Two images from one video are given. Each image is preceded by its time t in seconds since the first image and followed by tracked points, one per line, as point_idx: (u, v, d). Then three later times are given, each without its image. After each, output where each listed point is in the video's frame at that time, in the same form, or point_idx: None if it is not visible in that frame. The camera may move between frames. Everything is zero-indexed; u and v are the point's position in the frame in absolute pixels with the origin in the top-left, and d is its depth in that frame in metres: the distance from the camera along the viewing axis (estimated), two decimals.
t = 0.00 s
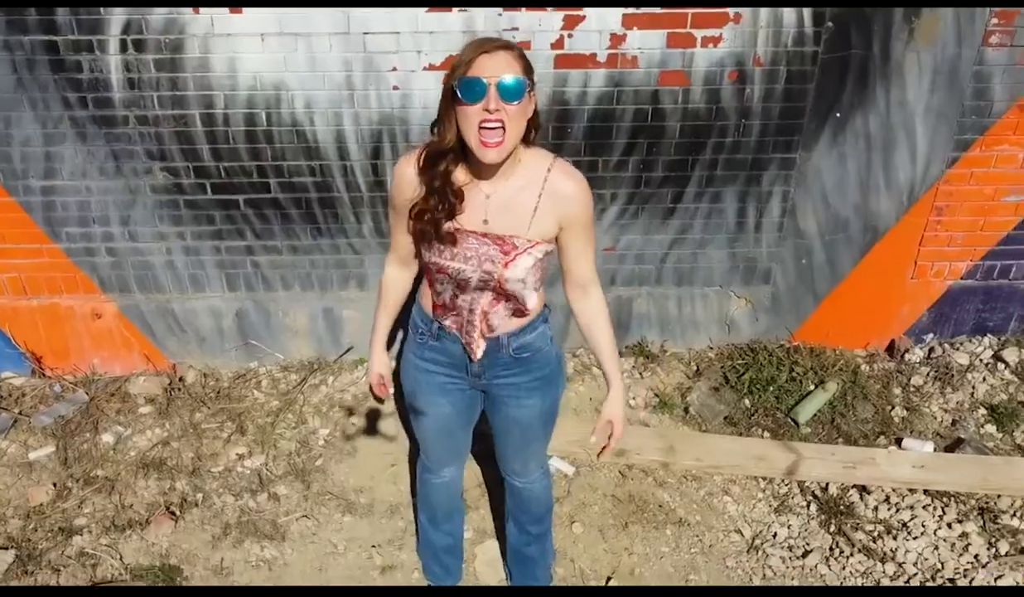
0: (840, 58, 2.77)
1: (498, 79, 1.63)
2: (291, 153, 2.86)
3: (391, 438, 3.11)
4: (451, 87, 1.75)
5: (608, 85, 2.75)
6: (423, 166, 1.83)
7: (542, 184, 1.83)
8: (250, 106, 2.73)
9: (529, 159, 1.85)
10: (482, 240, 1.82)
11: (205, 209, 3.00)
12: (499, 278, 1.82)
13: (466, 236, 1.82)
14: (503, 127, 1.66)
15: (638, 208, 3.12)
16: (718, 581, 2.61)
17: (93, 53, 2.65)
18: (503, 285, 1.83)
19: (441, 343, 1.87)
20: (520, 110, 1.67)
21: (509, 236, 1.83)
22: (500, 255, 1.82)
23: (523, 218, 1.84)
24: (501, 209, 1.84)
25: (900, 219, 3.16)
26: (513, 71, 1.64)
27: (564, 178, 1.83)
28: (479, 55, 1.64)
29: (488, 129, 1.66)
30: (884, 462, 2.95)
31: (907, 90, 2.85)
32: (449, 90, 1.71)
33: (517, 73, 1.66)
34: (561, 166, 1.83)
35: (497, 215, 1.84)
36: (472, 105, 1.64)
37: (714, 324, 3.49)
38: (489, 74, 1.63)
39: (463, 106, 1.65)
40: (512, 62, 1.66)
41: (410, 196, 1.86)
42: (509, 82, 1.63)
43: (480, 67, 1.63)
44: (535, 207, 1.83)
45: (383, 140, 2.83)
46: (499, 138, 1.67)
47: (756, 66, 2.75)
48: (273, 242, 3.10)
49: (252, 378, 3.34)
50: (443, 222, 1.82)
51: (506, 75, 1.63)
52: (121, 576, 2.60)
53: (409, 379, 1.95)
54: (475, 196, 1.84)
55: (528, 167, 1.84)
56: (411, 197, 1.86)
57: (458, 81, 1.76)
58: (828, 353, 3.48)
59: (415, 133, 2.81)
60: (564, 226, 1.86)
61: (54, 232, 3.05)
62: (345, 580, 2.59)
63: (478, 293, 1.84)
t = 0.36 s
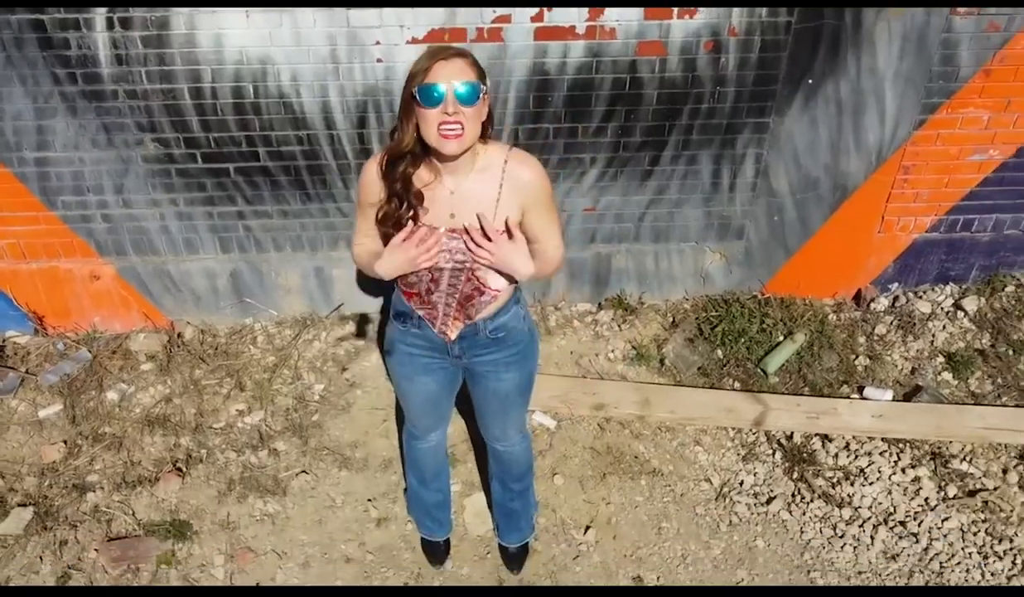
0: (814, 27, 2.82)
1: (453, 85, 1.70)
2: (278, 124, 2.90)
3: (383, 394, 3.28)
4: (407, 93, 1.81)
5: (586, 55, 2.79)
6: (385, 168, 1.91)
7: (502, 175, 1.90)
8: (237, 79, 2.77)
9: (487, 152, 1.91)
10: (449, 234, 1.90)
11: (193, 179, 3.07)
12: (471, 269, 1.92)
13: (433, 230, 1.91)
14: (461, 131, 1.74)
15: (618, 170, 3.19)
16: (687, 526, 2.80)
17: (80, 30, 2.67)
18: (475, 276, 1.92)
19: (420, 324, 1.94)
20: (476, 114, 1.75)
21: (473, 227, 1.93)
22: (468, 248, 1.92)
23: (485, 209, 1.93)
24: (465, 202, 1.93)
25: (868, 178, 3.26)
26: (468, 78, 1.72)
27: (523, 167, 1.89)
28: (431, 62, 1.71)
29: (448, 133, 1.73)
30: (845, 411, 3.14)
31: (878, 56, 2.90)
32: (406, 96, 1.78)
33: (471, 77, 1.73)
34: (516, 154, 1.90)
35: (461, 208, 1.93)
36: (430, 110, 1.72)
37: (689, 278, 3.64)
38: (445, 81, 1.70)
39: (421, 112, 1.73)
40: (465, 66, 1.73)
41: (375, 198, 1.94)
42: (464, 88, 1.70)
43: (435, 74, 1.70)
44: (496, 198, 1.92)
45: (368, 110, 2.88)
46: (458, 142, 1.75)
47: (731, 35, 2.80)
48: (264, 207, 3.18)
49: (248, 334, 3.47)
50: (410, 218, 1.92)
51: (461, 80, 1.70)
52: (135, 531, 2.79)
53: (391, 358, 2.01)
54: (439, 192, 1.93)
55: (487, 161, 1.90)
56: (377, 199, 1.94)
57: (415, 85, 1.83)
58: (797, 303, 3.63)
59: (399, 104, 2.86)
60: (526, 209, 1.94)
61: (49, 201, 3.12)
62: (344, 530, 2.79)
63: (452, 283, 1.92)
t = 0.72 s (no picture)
0: (810, 9, 2.90)
1: (464, 99, 1.81)
2: (292, 101, 3.00)
3: (394, 356, 3.46)
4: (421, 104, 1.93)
5: (588, 38, 2.87)
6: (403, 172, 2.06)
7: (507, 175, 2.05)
8: (252, 60, 2.86)
9: (495, 154, 2.05)
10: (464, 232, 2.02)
11: (209, 152, 3.17)
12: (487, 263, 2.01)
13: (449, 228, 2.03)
14: (472, 141, 1.86)
15: (618, 143, 3.28)
16: (676, 485, 3.02)
17: (100, 14, 2.75)
18: (491, 268, 2.02)
19: (434, 317, 2.08)
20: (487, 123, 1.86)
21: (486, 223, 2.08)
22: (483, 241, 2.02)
23: (495, 206, 2.07)
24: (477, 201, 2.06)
25: (860, 151, 3.35)
26: (477, 91, 1.82)
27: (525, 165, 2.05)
28: (441, 77, 1.81)
29: (460, 143, 1.85)
30: (829, 376, 3.32)
31: (871, 37, 2.98)
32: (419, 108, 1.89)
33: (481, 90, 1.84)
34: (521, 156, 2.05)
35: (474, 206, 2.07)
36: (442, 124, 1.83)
37: (686, 243, 3.78)
38: (455, 95, 1.81)
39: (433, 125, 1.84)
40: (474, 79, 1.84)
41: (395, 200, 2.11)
42: (473, 101, 1.81)
43: (446, 89, 1.81)
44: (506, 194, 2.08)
45: (378, 89, 2.99)
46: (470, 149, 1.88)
47: (728, 18, 2.87)
48: (279, 177, 3.28)
49: (264, 295, 3.64)
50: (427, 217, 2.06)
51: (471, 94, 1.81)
52: (167, 487, 3.01)
53: (408, 347, 2.17)
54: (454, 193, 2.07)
55: (494, 162, 2.04)
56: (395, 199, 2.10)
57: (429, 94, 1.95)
58: (789, 268, 3.77)
59: (408, 82, 2.96)
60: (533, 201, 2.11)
61: (73, 172, 3.23)
62: (360, 486, 3.00)
63: (468, 275, 2.02)
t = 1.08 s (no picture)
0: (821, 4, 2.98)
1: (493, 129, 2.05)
2: (323, 85, 3.14)
3: (417, 323, 3.67)
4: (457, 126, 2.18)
5: (608, 30, 2.98)
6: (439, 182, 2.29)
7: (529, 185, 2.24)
8: (286, 47, 3.00)
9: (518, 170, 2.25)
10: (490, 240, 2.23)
11: (243, 130, 3.34)
12: (510, 268, 2.24)
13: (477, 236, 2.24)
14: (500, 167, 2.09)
15: (633, 126, 3.41)
16: (677, 452, 3.26)
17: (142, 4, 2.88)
18: (513, 274, 2.24)
19: (461, 312, 2.29)
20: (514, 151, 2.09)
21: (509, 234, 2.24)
22: (507, 248, 2.24)
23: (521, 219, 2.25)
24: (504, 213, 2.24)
25: (865, 136, 3.46)
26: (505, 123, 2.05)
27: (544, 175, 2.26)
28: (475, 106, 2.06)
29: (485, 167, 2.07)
30: (825, 351, 3.52)
31: (879, 32, 3.07)
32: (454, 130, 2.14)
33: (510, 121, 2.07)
34: (542, 168, 2.25)
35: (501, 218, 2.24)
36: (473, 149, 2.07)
37: (695, 217, 3.91)
38: (485, 125, 2.04)
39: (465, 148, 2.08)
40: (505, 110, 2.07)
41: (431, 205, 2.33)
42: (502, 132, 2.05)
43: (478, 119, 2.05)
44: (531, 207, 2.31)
45: (405, 74, 3.12)
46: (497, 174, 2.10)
47: (743, 13, 2.96)
48: (310, 153, 3.44)
49: (295, 259, 3.85)
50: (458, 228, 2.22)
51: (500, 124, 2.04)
52: (210, 444, 3.28)
53: (435, 336, 2.39)
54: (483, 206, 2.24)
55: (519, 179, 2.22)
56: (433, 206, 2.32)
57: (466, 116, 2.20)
58: (793, 243, 3.92)
59: (433, 69, 3.09)
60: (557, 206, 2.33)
61: (116, 145, 3.40)
62: (386, 446, 3.27)
63: (492, 278, 2.24)
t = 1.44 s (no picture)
0: (823, 10, 3.12)
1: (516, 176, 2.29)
2: (349, 79, 3.33)
3: (435, 298, 3.94)
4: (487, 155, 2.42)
5: (619, 34, 3.15)
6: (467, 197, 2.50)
7: (546, 207, 2.42)
8: (315, 45, 3.19)
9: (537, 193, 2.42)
10: (508, 253, 2.44)
11: (272, 119, 3.54)
12: (525, 277, 2.47)
13: (495, 249, 2.44)
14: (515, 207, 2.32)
15: (642, 118, 3.58)
16: (674, 426, 3.56)
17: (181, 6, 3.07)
18: (528, 282, 2.47)
19: (479, 309, 2.55)
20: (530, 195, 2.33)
21: (527, 250, 2.44)
22: (523, 260, 2.45)
23: (539, 238, 2.43)
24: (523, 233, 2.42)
25: (862, 129, 3.63)
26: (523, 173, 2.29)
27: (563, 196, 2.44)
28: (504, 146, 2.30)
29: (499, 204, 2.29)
30: (815, 332, 3.77)
31: (878, 35, 3.21)
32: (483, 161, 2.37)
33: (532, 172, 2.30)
34: (557, 190, 2.43)
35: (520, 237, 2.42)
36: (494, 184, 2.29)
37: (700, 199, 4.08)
38: (508, 171, 2.29)
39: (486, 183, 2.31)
40: (531, 159, 2.30)
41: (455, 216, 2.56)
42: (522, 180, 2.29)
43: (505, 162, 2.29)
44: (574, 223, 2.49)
45: (427, 71, 3.31)
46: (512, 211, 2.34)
47: (748, 19, 3.11)
48: (336, 139, 3.64)
49: (321, 234, 4.09)
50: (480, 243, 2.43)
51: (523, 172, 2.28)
52: (247, 412, 3.59)
53: (456, 327, 2.64)
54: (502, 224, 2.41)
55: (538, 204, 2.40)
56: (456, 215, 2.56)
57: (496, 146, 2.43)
58: (791, 225, 4.12)
59: (454, 66, 3.28)
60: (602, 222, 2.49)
61: (154, 131, 3.60)
62: (408, 415, 3.59)
63: (510, 285, 2.47)
